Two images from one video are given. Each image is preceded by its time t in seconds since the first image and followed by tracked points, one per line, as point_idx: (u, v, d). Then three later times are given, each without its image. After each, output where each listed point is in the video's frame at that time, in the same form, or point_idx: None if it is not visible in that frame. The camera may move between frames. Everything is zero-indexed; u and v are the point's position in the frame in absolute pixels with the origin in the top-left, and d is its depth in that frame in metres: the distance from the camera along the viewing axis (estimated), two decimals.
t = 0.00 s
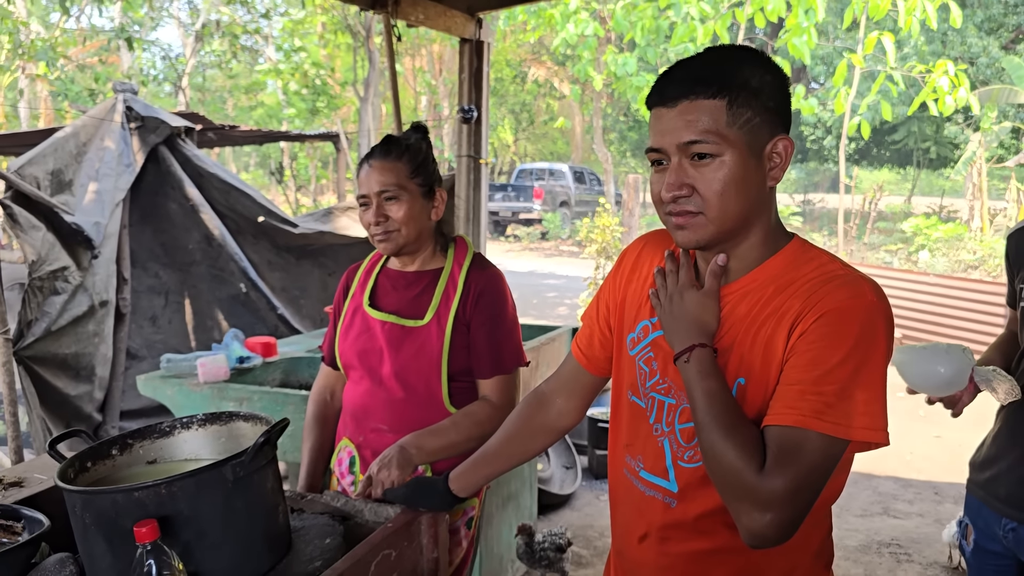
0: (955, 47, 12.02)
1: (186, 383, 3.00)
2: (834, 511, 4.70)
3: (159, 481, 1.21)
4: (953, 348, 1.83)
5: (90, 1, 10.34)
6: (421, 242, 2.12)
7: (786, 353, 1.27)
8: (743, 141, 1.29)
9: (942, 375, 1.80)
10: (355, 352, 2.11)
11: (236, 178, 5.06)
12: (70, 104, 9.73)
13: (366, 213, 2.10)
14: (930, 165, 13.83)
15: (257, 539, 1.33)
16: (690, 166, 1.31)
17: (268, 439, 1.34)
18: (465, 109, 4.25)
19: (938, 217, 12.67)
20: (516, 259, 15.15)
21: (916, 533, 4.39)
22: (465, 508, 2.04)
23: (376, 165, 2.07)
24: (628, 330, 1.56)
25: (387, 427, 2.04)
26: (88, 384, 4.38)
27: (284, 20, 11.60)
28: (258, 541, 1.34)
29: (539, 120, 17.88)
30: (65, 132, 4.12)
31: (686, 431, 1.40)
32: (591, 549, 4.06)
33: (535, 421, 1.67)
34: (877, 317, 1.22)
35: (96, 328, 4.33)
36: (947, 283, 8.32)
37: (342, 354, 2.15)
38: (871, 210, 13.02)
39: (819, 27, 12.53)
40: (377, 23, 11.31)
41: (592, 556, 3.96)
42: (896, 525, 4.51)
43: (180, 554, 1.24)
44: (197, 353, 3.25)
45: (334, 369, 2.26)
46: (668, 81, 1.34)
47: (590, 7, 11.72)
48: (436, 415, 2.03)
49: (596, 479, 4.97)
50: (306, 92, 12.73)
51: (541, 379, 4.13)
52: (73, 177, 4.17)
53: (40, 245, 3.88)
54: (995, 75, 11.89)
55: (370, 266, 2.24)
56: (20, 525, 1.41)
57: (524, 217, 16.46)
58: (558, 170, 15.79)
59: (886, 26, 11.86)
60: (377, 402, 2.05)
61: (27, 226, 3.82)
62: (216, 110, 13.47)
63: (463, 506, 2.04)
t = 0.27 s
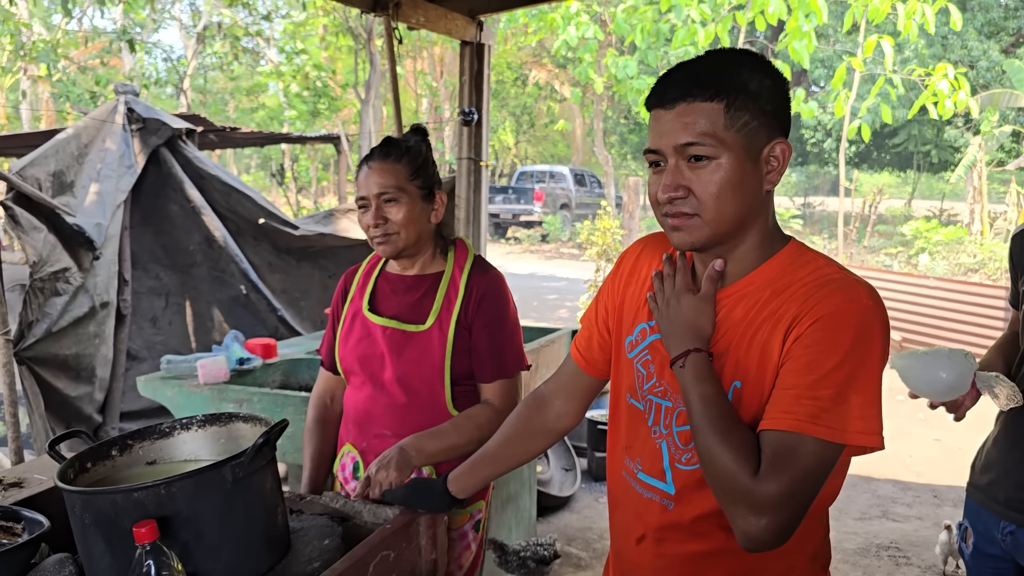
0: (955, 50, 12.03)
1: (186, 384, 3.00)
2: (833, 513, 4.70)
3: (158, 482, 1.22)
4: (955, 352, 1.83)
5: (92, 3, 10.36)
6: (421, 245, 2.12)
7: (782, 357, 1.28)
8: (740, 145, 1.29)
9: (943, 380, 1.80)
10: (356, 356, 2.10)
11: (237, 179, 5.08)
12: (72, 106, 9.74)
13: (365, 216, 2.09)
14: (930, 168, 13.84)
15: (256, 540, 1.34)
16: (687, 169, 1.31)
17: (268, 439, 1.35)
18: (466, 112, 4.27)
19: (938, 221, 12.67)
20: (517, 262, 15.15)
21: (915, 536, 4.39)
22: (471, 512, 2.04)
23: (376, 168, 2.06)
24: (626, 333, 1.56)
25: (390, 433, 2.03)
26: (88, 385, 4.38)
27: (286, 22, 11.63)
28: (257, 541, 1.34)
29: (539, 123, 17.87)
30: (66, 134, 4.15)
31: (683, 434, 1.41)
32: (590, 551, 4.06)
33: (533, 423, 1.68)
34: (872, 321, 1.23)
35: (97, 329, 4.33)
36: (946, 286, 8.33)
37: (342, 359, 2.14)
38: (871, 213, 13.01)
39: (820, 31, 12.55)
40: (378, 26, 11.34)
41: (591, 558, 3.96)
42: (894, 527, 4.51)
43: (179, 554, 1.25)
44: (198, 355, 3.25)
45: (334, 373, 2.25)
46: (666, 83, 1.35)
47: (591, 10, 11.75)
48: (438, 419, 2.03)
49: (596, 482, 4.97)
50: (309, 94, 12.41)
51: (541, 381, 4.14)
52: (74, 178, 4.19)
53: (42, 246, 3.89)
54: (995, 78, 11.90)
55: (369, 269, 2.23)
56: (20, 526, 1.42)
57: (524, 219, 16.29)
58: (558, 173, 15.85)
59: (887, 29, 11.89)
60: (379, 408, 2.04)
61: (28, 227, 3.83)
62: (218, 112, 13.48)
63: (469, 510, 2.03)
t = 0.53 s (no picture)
0: (955, 53, 12.02)
1: (185, 386, 3.00)
2: (832, 516, 4.69)
3: (155, 483, 1.22)
4: (955, 358, 1.83)
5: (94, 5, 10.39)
6: (423, 248, 2.07)
7: (779, 359, 1.28)
8: (730, 146, 1.29)
9: (944, 385, 1.80)
10: (357, 361, 2.04)
11: (237, 181, 5.08)
12: (73, 107, 9.76)
13: (366, 216, 2.05)
14: (930, 171, 13.85)
15: (254, 540, 1.34)
16: (679, 168, 1.32)
17: (265, 440, 1.35)
18: (466, 114, 4.28)
19: (938, 223, 12.68)
20: (517, 263, 15.16)
21: (914, 539, 4.39)
22: (475, 519, 1.99)
23: (379, 169, 2.01)
24: (623, 334, 1.56)
25: (391, 439, 1.97)
26: (88, 386, 4.38)
27: (287, 24, 11.65)
28: (254, 541, 1.34)
29: (540, 125, 17.99)
30: (66, 135, 4.15)
31: (680, 435, 1.41)
32: (589, 553, 4.05)
33: (530, 424, 1.68)
34: (868, 323, 1.23)
35: (97, 330, 4.33)
36: (945, 289, 8.35)
37: (343, 362, 2.09)
38: (871, 215, 13.00)
39: (820, 34, 12.57)
40: (379, 28, 11.36)
41: (590, 560, 3.96)
42: (893, 530, 4.50)
43: (176, 555, 1.25)
44: (197, 356, 3.24)
45: (334, 376, 2.20)
46: (661, 86, 1.36)
47: (591, 12, 11.77)
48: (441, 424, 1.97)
49: (595, 484, 4.97)
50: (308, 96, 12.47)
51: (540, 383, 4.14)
52: (74, 180, 4.19)
53: (41, 247, 3.89)
54: (995, 81, 11.90)
55: (370, 272, 2.19)
56: (18, 526, 1.42)
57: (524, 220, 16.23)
58: (559, 176, 16.04)
59: (887, 32, 11.91)
60: (379, 414, 1.99)
61: (28, 228, 3.84)
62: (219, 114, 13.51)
63: (473, 517, 1.99)
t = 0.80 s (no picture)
0: (956, 55, 12.01)
1: (184, 387, 3.00)
2: (832, 517, 4.69)
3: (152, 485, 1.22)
4: (958, 361, 1.84)
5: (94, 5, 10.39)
6: (430, 249, 2.04)
7: (778, 364, 1.28)
8: (703, 149, 1.30)
9: (949, 390, 1.80)
10: (361, 363, 2.01)
11: (237, 182, 5.09)
12: (74, 108, 9.75)
13: (372, 216, 2.03)
14: (930, 173, 13.85)
15: (251, 543, 1.34)
16: (657, 171, 1.34)
17: (262, 442, 1.34)
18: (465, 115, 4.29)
19: (939, 225, 12.67)
20: (517, 265, 15.16)
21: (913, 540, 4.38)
22: (479, 526, 1.95)
23: (385, 169, 2.00)
24: (621, 337, 1.56)
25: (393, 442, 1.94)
26: (87, 387, 4.38)
27: (288, 25, 11.67)
28: (250, 543, 1.34)
29: (541, 126, 18.04)
30: (66, 136, 4.18)
31: (679, 438, 1.41)
32: (588, 554, 4.05)
33: (528, 427, 1.67)
34: (869, 328, 1.23)
35: (97, 331, 4.33)
36: (945, 290, 8.35)
37: (347, 362, 2.06)
38: (872, 217, 13.00)
39: (820, 35, 12.58)
40: (380, 29, 11.37)
41: (589, 561, 3.95)
42: (893, 532, 4.50)
43: (172, 556, 1.25)
44: (196, 357, 3.24)
45: (338, 378, 2.19)
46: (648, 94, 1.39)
47: (592, 13, 11.77)
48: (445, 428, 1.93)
49: (594, 485, 4.97)
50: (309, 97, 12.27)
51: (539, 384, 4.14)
52: (74, 181, 4.21)
53: (41, 248, 3.89)
54: (996, 83, 11.90)
55: (376, 273, 2.16)
56: (14, 527, 1.42)
57: (525, 223, 16.32)
58: (559, 177, 15.93)
59: (888, 34, 11.91)
60: (382, 418, 1.95)
61: (28, 229, 3.84)
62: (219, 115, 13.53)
63: (477, 525, 1.95)
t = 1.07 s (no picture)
0: (958, 56, 12.03)
1: (186, 388, 2.99)
2: (834, 519, 4.68)
3: (155, 485, 1.21)
4: (952, 361, 1.92)
5: (96, 6, 10.40)
6: (443, 249, 2.04)
7: (782, 364, 1.28)
8: (705, 149, 1.30)
9: (944, 389, 1.88)
10: (369, 362, 2.00)
11: (239, 183, 5.09)
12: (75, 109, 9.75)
13: (386, 212, 2.03)
14: (931, 174, 13.88)
15: (254, 543, 1.34)
16: (660, 170, 1.35)
17: (265, 442, 1.34)
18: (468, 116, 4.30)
19: (940, 227, 12.68)
20: (518, 266, 15.17)
21: (915, 542, 4.38)
22: (484, 532, 1.95)
23: (403, 164, 2.00)
24: (625, 336, 1.56)
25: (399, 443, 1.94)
26: (89, 387, 4.38)
27: (290, 26, 11.69)
28: (253, 544, 1.34)
29: (542, 127, 18.08)
30: (69, 136, 4.21)
31: (681, 437, 1.41)
32: (590, 556, 4.04)
33: (532, 427, 1.67)
34: (872, 329, 1.23)
35: (99, 331, 4.33)
36: (947, 291, 8.34)
37: (355, 361, 2.06)
38: (873, 218, 13.00)
39: (822, 36, 12.58)
40: (381, 30, 11.39)
41: (591, 563, 3.95)
42: (895, 533, 4.49)
43: (175, 557, 1.24)
44: (198, 357, 3.23)
45: (345, 379, 2.19)
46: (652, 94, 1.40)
47: (593, 15, 11.78)
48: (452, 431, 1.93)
49: (596, 486, 4.97)
50: (312, 98, 12.14)
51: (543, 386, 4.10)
52: (76, 181, 4.22)
53: (44, 248, 3.88)
54: (997, 84, 11.90)
55: (388, 273, 2.16)
56: (17, 528, 1.41)
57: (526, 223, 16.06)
58: (561, 179, 16.09)
59: (889, 35, 11.92)
60: (388, 419, 1.95)
61: (31, 230, 3.83)
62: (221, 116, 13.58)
63: (482, 531, 1.94)
